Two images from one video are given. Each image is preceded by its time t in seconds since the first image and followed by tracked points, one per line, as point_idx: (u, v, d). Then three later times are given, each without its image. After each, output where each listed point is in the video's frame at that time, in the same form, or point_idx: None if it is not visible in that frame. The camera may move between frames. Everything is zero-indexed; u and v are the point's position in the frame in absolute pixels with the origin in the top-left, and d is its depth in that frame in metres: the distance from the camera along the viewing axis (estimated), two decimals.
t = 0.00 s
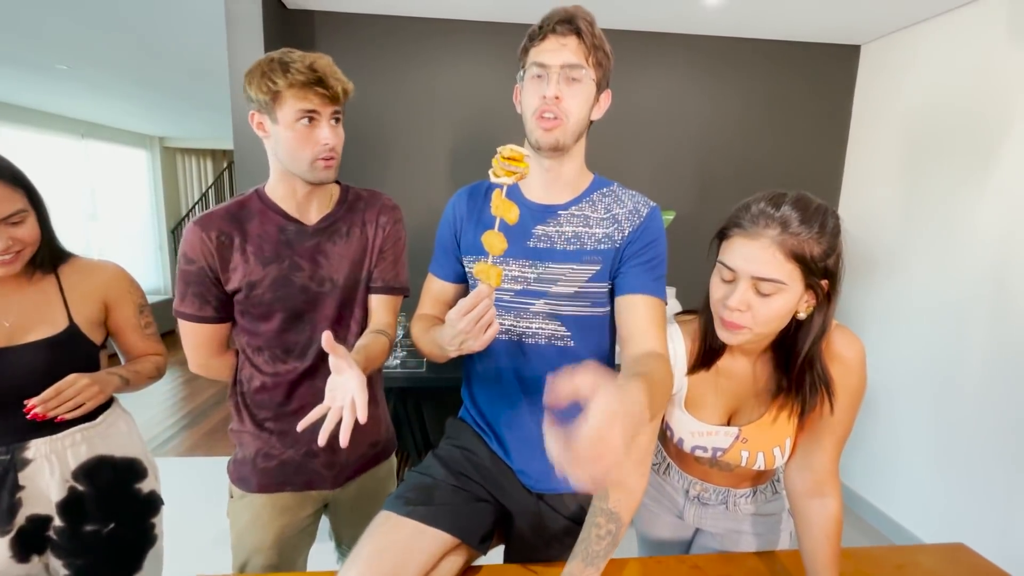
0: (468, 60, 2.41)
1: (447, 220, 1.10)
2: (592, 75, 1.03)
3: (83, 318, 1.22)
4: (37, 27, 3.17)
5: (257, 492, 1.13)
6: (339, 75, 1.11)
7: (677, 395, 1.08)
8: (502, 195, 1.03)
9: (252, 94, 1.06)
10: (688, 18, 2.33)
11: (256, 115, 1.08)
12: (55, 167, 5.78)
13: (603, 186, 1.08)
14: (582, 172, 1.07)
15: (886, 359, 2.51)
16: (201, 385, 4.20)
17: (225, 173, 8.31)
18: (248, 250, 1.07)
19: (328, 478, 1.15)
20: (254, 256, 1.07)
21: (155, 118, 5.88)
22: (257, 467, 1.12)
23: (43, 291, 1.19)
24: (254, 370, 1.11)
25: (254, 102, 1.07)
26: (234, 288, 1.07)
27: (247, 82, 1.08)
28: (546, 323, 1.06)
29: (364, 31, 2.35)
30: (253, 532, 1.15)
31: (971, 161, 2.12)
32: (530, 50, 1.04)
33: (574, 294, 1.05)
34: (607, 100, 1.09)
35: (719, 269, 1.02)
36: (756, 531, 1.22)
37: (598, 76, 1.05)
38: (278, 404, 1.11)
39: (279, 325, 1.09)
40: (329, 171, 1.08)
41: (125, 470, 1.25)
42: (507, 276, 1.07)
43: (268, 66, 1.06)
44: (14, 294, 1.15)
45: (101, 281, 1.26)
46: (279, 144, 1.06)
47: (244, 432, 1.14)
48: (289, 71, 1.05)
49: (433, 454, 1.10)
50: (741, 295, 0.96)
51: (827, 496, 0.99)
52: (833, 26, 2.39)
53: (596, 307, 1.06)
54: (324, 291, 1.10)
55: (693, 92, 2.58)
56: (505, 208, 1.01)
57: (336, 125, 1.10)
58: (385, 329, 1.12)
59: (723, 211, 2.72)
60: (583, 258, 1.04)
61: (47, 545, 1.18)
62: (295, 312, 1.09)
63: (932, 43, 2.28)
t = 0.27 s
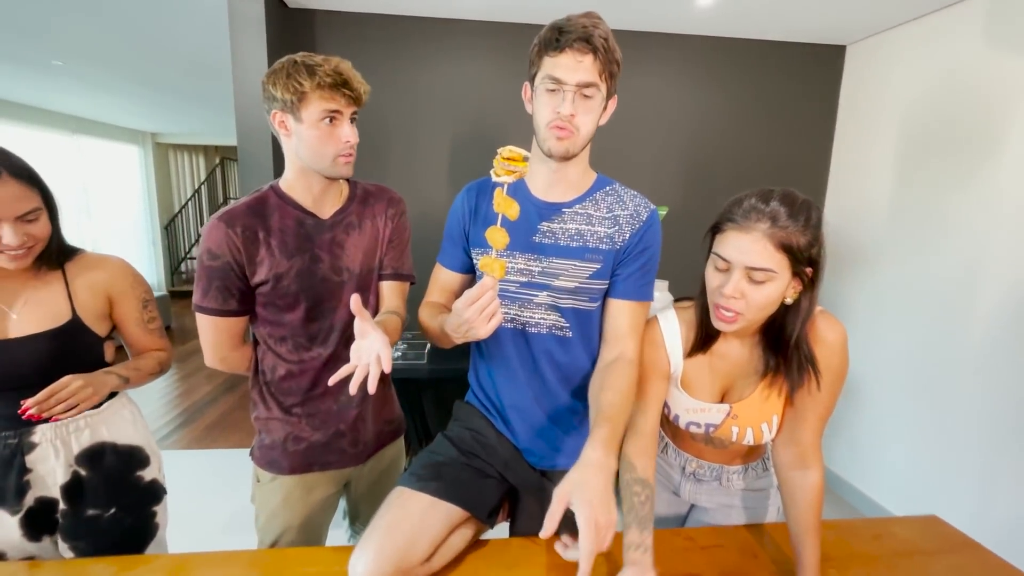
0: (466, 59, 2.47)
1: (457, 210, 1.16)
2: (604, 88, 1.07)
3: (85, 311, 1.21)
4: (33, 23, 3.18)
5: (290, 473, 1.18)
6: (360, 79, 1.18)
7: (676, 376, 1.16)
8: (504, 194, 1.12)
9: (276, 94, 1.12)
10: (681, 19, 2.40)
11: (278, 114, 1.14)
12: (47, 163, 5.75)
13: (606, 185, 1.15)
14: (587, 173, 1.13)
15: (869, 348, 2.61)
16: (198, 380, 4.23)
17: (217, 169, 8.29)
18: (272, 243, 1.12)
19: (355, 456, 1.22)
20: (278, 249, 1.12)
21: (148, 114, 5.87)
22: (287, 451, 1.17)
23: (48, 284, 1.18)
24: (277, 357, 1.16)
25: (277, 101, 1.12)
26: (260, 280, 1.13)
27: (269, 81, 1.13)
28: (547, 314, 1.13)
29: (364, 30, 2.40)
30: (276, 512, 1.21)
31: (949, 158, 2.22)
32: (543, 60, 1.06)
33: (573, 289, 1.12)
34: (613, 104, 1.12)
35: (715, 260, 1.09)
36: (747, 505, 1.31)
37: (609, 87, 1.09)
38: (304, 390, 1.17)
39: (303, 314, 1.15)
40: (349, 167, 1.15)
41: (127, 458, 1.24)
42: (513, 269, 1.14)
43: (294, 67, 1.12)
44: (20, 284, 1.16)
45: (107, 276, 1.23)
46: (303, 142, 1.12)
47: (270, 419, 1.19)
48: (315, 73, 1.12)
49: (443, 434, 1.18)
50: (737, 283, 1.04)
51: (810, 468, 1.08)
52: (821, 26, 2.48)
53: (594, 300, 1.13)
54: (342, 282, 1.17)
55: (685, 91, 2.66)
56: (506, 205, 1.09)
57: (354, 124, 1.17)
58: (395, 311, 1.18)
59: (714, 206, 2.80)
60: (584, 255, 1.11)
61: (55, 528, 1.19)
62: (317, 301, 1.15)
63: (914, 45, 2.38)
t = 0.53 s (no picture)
0: (464, 53, 2.53)
1: (468, 197, 1.24)
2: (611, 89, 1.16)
3: (102, 296, 1.20)
4: (28, 15, 3.18)
5: (313, 444, 1.28)
6: (375, 78, 1.26)
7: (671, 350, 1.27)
8: (514, 186, 1.18)
9: (297, 91, 1.20)
10: (671, 16, 2.49)
11: (299, 110, 1.22)
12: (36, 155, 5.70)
13: (607, 177, 1.24)
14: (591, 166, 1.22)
15: (849, 332, 2.74)
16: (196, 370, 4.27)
17: (207, 161, 8.24)
18: (295, 230, 1.21)
19: (372, 428, 1.31)
20: (300, 235, 1.21)
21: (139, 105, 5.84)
22: (311, 423, 1.27)
23: (65, 269, 1.17)
24: (299, 336, 1.25)
25: (298, 98, 1.20)
26: (284, 264, 1.21)
27: (291, 79, 1.21)
28: (550, 296, 1.22)
29: (364, 24, 2.45)
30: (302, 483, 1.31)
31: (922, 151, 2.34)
32: (557, 62, 1.14)
33: (575, 274, 1.21)
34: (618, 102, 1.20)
35: (704, 239, 1.19)
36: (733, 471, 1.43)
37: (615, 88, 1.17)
38: (325, 367, 1.26)
39: (323, 295, 1.23)
40: (362, 161, 1.23)
41: (152, 435, 1.26)
42: (520, 254, 1.22)
43: (314, 66, 1.20)
44: (42, 273, 1.15)
45: (122, 262, 1.23)
46: (321, 136, 1.19)
47: (294, 394, 1.28)
48: (334, 73, 1.19)
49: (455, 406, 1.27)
50: (723, 258, 1.14)
51: (790, 431, 1.18)
52: (804, 24, 2.58)
53: (593, 284, 1.23)
54: (359, 266, 1.25)
55: (675, 86, 2.75)
56: (516, 197, 1.16)
57: (368, 121, 1.24)
58: (408, 292, 1.29)
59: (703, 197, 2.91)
60: (586, 243, 1.20)
61: (87, 500, 1.22)
62: (337, 284, 1.23)
63: (892, 42, 2.49)
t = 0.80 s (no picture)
0: (456, 43, 2.58)
1: (468, 187, 1.33)
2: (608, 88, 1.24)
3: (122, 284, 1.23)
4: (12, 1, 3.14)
5: (322, 416, 1.37)
6: (378, 70, 1.32)
7: (659, 322, 1.37)
8: (515, 169, 1.28)
9: (306, 82, 1.26)
10: (657, 8, 2.57)
11: (307, 101, 1.28)
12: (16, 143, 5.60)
13: (602, 166, 1.32)
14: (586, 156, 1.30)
15: (826, 314, 2.89)
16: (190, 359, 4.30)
17: (192, 150, 8.13)
18: (305, 213, 1.27)
19: (377, 402, 1.40)
20: (311, 218, 1.27)
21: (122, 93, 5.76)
22: (321, 396, 1.35)
23: (89, 257, 1.20)
24: (309, 314, 1.32)
25: (306, 90, 1.27)
26: (295, 245, 1.28)
27: (300, 72, 1.27)
28: (549, 277, 1.31)
29: (357, 13, 2.49)
30: (314, 453, 1.40)
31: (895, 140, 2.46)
32: (559, 61, 1.21)
33: (573, 255, 1.30)
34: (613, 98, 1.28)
35: (689, 217, 1.28)
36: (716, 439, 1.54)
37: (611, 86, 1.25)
38: (334, 343, 1.34)
39: (332, 275, 1.30)
40: (366, 150, 1.30)
41: (179, 419, 1.34)
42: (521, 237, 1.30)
43: (320, 60, 1.26)
44: (67, 261, 1.19)
45: (142, 250, 1.24)
46: (328, 126, 1.26)
47: (304, 368, 1.35)
48: (339, 65, 1.25)
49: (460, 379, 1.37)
50: (707, 233, 1.23)
51: (768, 395, 1.30)
52: (785, 16, 2.68)
53: (589, 265, 1.32)
54: (365, 248, 1.32)
55: (662, 76, 2.83)
56: (517, 178, 1.25)
57: (372, 111, 1.30)
58: (411, 274, 1.38)
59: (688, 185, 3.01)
60: (583, 227, 1.29)
61: (121, 477, 1.32)
62: (344, 265, 1.30)
63: (867, 35, 2.60)
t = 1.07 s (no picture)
0: (439, 26, 2.60)
1: (455, 169, 1.39)
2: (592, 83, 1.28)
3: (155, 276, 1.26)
4: None
5: (317, 389, 1.44)
6: (365, 56, 1.36)
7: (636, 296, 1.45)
8: (503, 152, 1.35)
9: (296, 68, 1.30)
10: None
11: (297, 86, 1.32)
12: None
13: (582, 150, 1.39)
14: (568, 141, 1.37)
15: (799, 291, 3.01)
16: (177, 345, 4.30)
17: (170, 134, 7.97)
18: (297, 195, 1.32)
19: (369, 376, 1.47)
20: (302, 200, 1.32)
21: (97, 75, 5.62)
22: (316, 370, 1.42)
23: (122, 250, 1.23)
24: (303, 292, 1.38)
25: (295, 75, 1.31)
26: (286, 226, 1.33)
27: (289, 57, 1.30)
28: (533, 255, 1.38)
29: None
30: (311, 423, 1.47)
31: (863, 123, 2.57)
32: (545, 58, 1.24)
33: (556, 235, 1.37)
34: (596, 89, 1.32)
35: (660, 197, 1.36)
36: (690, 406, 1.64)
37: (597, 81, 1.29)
38: (327, 319, 1.40)
39: (323, 255, 1.36)
40: (354, 134, 1.33)
41: (204, 406, 1.39)
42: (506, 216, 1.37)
43: (308, 45, 1.29)
44: (98, 252, 1.22)
45: (173, 240, 1.26)
46: (316, 111, 1.30)
47: (299, 344, 1.42)
48: (326, 52, 1.29)
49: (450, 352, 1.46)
50: (676, 211, 1.32)
51: (736, 361, 1.39)
52: (761, 2, 2.74)
53: (571, 244, 1.39)
54: (355, 228, 1.37)
55: (642, 60, 2.89)
56: (505, 161, 1.33)
57: (360, 97, 1.35)
58: (400, 254, 1.44)
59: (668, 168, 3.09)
60: (565, 208, 1.36)
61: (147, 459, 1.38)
62: (335, 245, 1.36)
63: (839, 20, 2.68)
